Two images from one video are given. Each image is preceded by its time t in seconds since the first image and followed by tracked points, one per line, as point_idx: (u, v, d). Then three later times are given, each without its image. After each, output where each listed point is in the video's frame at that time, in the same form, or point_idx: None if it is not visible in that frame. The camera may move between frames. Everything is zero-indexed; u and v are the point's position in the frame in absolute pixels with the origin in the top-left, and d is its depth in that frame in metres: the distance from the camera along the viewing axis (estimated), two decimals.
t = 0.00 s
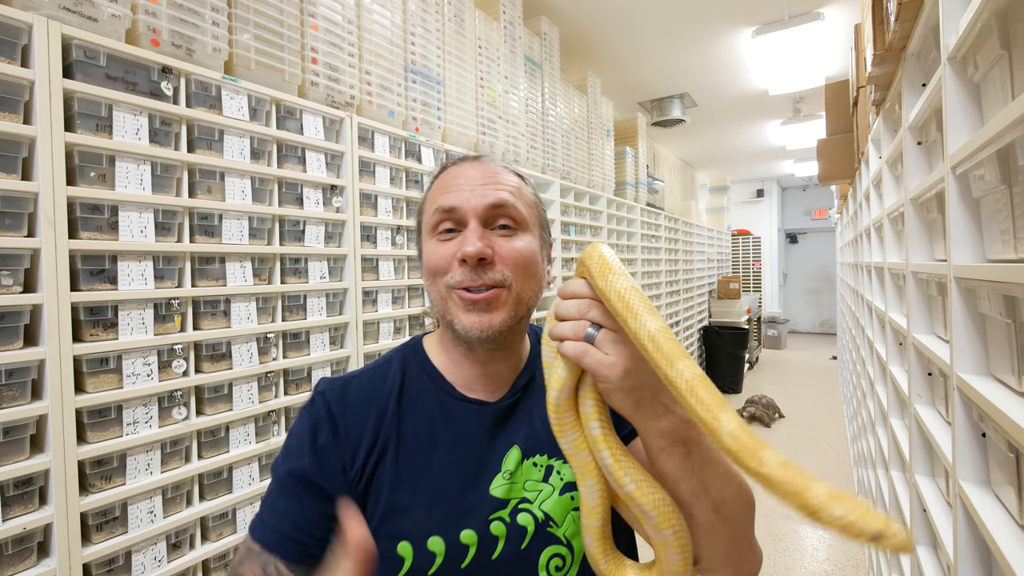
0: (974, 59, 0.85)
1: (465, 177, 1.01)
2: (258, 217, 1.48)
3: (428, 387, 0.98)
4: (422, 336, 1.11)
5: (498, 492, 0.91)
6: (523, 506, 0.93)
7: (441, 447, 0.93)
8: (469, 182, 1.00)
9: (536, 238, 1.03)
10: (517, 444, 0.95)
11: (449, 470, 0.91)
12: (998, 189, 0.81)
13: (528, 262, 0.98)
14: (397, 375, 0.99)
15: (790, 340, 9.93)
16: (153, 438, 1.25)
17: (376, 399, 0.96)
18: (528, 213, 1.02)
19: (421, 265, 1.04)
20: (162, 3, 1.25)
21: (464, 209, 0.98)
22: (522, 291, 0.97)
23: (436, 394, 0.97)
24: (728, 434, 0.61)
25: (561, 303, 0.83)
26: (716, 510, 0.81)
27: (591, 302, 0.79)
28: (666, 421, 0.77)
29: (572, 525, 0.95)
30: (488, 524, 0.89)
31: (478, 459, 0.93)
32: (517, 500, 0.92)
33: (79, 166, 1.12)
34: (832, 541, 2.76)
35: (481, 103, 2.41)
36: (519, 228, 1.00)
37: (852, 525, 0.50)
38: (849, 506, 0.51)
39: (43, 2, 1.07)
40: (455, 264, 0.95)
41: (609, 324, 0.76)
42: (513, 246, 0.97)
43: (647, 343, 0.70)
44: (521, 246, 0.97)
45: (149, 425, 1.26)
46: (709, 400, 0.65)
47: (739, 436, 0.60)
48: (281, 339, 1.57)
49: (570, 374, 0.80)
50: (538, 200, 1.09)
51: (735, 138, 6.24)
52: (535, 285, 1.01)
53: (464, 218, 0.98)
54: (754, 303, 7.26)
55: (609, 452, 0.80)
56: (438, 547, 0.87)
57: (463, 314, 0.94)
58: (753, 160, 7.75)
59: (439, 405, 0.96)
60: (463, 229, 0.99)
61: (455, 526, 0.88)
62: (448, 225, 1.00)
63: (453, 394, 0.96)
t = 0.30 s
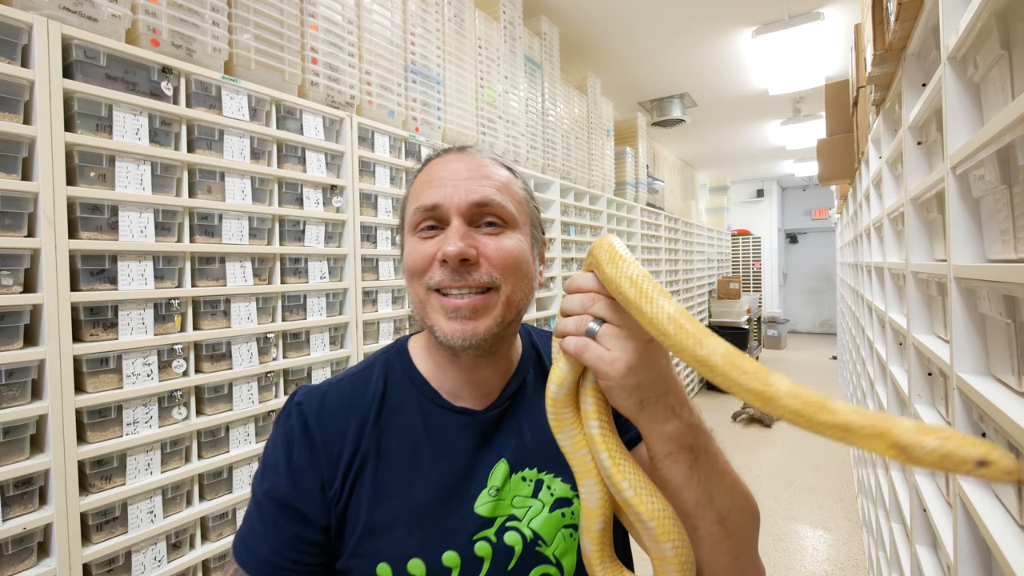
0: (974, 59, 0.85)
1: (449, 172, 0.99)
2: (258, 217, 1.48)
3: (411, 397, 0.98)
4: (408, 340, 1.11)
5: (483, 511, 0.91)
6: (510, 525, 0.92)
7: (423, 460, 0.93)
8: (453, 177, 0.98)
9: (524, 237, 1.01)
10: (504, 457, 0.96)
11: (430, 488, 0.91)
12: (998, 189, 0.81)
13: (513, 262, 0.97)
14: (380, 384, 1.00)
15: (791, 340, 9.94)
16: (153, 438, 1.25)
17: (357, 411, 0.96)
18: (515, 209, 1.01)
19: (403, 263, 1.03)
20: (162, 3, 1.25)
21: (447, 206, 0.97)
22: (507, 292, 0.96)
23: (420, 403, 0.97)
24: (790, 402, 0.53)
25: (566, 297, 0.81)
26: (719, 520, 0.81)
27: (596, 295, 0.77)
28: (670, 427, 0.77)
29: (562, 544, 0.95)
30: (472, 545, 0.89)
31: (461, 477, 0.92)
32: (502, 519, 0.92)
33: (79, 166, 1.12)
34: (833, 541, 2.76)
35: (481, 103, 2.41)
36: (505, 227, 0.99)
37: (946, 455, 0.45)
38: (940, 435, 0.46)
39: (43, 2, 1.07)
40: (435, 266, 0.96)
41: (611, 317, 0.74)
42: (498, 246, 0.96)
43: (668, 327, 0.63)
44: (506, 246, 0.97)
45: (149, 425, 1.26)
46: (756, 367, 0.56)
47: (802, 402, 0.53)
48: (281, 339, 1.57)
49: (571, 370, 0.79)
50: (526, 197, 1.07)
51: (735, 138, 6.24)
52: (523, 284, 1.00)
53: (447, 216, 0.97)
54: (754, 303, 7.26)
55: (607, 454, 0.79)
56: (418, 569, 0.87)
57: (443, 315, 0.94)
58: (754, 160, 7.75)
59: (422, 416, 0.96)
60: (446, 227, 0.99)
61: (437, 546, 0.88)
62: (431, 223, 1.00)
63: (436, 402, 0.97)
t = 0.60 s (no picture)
0: (974, 59, 0.85)
1: (445, 169, 0.98)
2: (258, 217, 1.48)
3: (398, 404, 0.98)
4: (394, 342, 1.11)
5: (473, 527, 0.91)
6: (500, 541, 0.93)
7: (409, 470, 0.92)
8: (449, 175, 0.97)
9: (518, 238, 1.01)
10: (495, 470, 0.96)
11: (416, 501, 0.91)
12: (998, 189, 0.81)
13: (507, 265, 0.96)
14: (365, 390, 1.00)
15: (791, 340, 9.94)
16: (153, 438, 1.25)
17: (340, 418, 0.96)
18: (511, 210, 1.01)
19: (393, 261, 1.02)
20: (162, 3, 1.25)
21: (441, 205, 0.95)
22: (501, 296, 0.96)
23: (406, 409, 0.97)
24: (837, 442, 0.44)
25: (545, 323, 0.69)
26: (710, 554, 0.80)
27: (578, 323, 0.65)
28: (663, 463, 0.72)
29: (552, 561, 0.96)
30: (460, 562, 0.90)
31: (447, 493, 0.92)
32: (492, 535, 0.92)
33: (79, 166, 1.12)
34: (833, 541, 2.76)
35: (481, 103, 2.41)
36: (500, 228, 0.98)
37: None
38: None
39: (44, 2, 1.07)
40: (429, 268, 0.95)
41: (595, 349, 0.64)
42: (493, 248, 0.96)
43: (672, 368, 0.51)
44: (500, 249, 0.96)
45: (149, 425, 1.26)
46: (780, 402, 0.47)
47: (851, 440, 0.44)
48: (281, 339, 1.57)
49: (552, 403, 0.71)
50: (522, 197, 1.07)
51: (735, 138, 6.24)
52: (516, 288, 1.00)
53: (440, 216, 0.96)
54: (754, 303, 7.26)
55: (589, 494, 0.74)
56: None
57: (435, 318, 0.94)
58: (754, 160, 7.75)
59: (408, 424, 0.96)
60: (439, 226, 0.97)
61: (423, 564, 0.89)
62: (423, 221, 0.98)
63: (423, 410, 0.96)
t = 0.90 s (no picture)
0: (974, 59, 0.85)
1: (480, 173, 0.99)
2: (258, 217, 1.48)
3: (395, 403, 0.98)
4: (387, 341, 1.11)
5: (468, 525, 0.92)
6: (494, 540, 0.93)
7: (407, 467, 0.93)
8: (486, 179, 0.99)
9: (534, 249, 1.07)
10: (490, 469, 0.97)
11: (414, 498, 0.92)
12: (998, 188, 0.81)
13: (530, 273, 1.01)
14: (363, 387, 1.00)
15: (791, 340, 9.95)
16: (153, 438, 1.25)
17: (337, 413, 0.96)
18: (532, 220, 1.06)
19: (416, 258, 0.99)
20: (162, 3, 1.25)
21: (479, 208, 0.97)
22: (524, 302, 1.00)
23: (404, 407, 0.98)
24: (854, 470, 0.37)
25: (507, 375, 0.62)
26: None
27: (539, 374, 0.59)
28: (646, 498, 0.71)
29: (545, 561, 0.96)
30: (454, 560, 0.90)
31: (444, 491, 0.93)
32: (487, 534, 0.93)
33: (79, 166, 1.12)
34: (832, 541, 2.76)
35: (481, 103, 2.41)
36: (523, 237, 1.03)
37: None
38: None
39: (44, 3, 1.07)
40: (466, 269, 0.94)
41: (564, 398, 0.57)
42: (523, 254, 1.00)
43: (655, 419, 0.42)
44: (527, 256, 1.00)
45: (149, 425, 1.26)
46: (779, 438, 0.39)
47: (867, 465, 0.37)
48: (281, 339, 1.57)
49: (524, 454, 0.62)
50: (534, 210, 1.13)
51: (734, 138, 6.24)
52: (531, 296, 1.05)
53: (476, 218, 0.97)
54: (754, 303, 7.27)
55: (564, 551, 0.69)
56: None
57: (467, 320, 0.93)
58: (754, 160, 7.75)
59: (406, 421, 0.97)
60: (472, 229, 0.98)
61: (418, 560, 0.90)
62: (455, 222, 0.98)
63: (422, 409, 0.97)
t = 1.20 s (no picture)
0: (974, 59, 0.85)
1: (488, 169, 1.01)
2: (258, 217, 1.48)
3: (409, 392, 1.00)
4: (401, 339, 1.13)
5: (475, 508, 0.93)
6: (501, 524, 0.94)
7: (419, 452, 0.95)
8: (492, 175, 1.00)
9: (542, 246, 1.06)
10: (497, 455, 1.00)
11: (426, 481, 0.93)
12: (998, 189, 0.81)
13: (537, 267, 1.00)
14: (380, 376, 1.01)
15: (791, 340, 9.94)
16: (153, 438, 1.25)
17: (354, 399, 0.97)
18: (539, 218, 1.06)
19: (424, 252, 0.99)
20: (162, 3, 1.25)
21: (485, 202, 0.97)
22: (531, 295, 0.99)
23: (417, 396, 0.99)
24: (864, 486, 0.45)
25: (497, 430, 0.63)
26: None
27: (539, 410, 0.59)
28: (639, 528, 0.66)
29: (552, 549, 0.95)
30: (462, 543, 0.90)
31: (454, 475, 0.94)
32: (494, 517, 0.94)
33: (79, 166, 1.12)
34: (833, 541, 2.76)
35: (481, 103, 2.41)
36: (530, 233, 1.03)
37: None
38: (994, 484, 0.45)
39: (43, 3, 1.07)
40: (472, 259, 0.93)
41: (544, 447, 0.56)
42: (530, 248, 1.00)
43: (700, 436, 0.44)
44: (534, 250, 0.99)
45: (149, 425, 1.26)
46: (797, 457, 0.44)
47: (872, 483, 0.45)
48: (281, 339, 1.57)
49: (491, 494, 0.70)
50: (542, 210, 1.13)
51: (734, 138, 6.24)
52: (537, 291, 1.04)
53: (482, 212, 0.98)
54: (754, 303, 7.26)
55: None
56: (407, 564, 0.87)
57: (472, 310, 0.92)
58: (754, 160, 7.74)
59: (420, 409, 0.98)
60: (479, 223, 0.98)
61: (427, 542, 0.89)
62: (462, 216, 0.98)
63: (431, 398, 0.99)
